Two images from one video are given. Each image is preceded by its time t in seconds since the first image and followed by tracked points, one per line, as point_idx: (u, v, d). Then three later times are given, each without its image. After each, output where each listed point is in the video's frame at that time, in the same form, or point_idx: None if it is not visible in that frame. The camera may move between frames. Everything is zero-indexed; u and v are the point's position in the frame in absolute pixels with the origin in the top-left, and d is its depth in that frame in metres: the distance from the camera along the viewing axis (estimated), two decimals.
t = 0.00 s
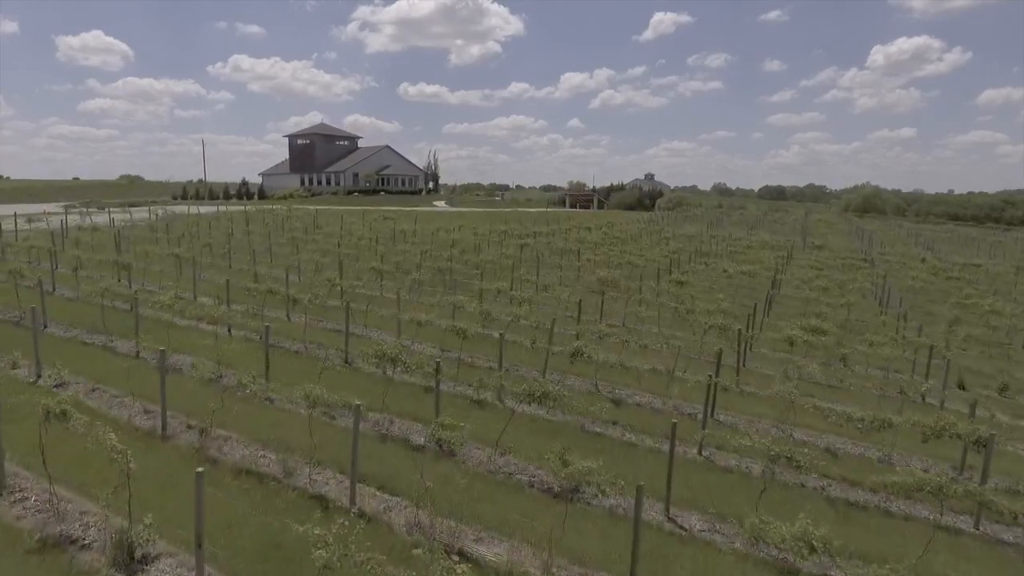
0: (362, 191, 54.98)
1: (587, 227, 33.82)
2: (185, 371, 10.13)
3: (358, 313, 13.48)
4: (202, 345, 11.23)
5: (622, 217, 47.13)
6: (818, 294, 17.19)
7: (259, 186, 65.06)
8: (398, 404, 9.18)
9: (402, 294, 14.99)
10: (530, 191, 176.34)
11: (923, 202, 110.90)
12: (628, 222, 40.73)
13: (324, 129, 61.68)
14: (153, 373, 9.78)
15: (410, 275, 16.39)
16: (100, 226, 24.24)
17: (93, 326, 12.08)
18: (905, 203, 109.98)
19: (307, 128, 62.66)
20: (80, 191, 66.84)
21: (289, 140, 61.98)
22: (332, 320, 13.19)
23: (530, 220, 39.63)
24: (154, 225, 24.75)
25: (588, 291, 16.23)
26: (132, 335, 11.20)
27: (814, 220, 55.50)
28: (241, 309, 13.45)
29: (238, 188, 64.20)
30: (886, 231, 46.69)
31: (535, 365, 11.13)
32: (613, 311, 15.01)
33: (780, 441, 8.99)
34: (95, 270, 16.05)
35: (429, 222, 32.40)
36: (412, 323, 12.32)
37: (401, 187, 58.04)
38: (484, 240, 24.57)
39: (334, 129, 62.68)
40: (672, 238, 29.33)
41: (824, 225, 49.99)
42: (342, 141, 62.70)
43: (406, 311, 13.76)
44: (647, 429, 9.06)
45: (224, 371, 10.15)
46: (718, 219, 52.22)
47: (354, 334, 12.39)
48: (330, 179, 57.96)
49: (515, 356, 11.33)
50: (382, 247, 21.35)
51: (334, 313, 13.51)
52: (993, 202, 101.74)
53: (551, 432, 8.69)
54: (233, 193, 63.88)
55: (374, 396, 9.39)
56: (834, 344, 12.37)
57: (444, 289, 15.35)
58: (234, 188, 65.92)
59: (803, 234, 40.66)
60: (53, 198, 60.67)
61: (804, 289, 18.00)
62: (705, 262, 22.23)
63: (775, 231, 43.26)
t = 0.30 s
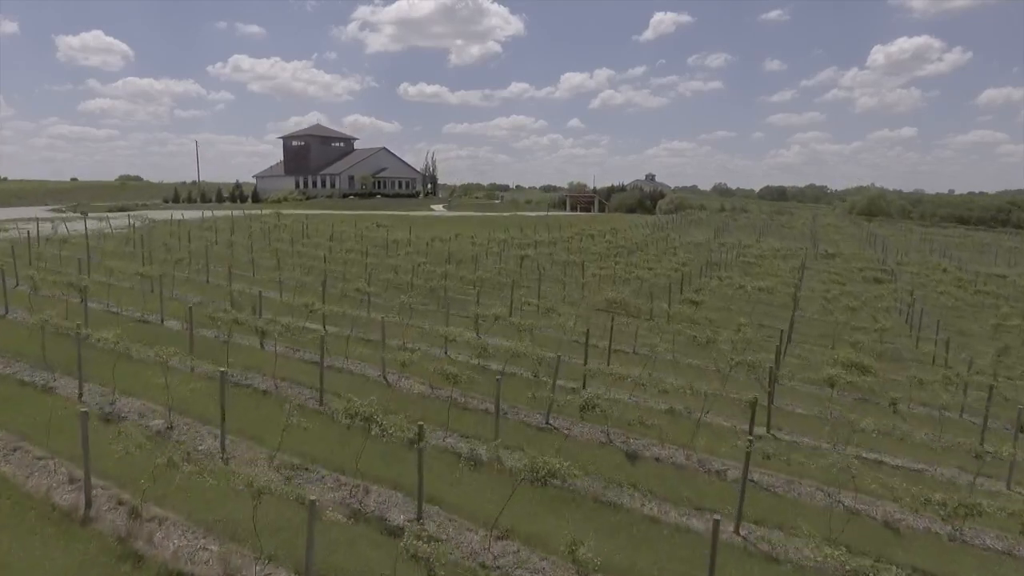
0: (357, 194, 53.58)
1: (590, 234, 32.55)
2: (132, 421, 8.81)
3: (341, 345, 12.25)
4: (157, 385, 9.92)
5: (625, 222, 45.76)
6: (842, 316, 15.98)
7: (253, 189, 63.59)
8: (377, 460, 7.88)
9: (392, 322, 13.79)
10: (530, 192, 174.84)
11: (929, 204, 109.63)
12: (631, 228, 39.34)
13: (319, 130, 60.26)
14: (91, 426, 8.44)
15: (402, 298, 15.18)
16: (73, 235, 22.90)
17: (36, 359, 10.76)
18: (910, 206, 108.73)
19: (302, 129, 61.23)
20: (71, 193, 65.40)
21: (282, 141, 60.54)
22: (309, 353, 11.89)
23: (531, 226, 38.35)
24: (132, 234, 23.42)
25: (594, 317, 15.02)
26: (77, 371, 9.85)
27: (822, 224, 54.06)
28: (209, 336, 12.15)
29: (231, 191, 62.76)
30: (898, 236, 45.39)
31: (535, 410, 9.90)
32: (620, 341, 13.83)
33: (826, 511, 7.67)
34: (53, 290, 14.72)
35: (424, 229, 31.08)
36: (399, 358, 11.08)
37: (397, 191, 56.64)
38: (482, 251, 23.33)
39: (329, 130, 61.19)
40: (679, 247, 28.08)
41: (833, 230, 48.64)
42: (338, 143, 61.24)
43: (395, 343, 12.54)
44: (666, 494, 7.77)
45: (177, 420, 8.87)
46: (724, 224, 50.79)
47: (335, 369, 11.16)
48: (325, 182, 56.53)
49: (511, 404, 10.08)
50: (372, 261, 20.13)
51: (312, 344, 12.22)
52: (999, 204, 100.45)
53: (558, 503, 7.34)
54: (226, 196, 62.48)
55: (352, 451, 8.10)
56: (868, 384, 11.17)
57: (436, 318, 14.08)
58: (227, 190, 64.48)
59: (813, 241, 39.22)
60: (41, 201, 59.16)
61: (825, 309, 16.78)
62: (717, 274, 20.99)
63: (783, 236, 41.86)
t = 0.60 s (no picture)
0: (352, 199, 52.22)
1: (593, 243, 31.20)
2: (54, 493, 7.37)
3: (316, 387, 10.94)
4: (93, 438, 8.47)
5: (628, 228, 44.36)
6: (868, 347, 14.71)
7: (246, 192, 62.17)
8: (344, 546, 6.53)
9: (376, 359, 12.50)
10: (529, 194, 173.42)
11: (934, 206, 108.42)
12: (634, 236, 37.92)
13: (314, 131, 58.81)
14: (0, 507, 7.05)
15: (389, 327, 13.89)
16: (42, 246, 21.50)
17: None
18: (915, 208, 107.57)
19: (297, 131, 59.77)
20: (59, 196, 63.91)
21: (276, 143, 59.10)
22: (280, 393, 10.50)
23: (531, 234, 37.02)
24: (106, 245, 22.05)
25: (599, 353, 13.78)
26: None
27: (829, 229, 52.68)
28: (166, 372, 10.80)
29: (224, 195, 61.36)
30: (910, 243, 44.03)
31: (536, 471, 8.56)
32: (628, 377, 12.57)
33: None
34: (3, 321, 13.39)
35: (420, 238, 29.82)
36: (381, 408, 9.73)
37: (394, 195, 55.23)
38: (479, 265, 22.09)
39: (324, 133, 59.82)
40: (686, 259, 26.78)
41: (842, 235, 47.28)
42: (333, 145, 59.78)
43: (377, 384, 11.25)
44: None
45: (110, 491, 7.45)
46: (729, 229, 49.41)
47: (307, 416, 9.85)
48: (319, 186, 55.16)
49: (509, 465, 8.79)
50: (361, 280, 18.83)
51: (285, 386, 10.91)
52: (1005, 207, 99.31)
53: None
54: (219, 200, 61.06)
55: (315, 534, 6.75)
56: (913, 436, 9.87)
57: (425, 356, 12.89)
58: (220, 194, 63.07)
59: (824, 249, 37.80)
60: (28, 204, 57.64)
61: (850, 337, 15.50)
62: (729, 292, 19.70)
63: (792, 244, 40.47)
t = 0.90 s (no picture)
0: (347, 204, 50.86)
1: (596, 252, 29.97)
2: None
3: (280, 436, 9.55)
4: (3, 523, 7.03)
5: (632, 235, 43.04)
6: (902, 387, 13.43)
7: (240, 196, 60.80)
8: None
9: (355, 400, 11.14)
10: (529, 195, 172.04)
11: (939, 209, 107.23)
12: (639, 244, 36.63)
13: (309, 133, 57.43)
14: None
15: (375, 363, 12.59)
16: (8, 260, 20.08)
17: None
18: (920, 211, 106.42)
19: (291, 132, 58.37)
20: (48, 199, 62.38)
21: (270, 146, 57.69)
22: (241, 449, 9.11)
23: (532, 243, 35.78)
24: (78, 258, 20.68)
25: (607, 393, 12.50)
26: None
27: (837, 233, 51.47)
28: (105, 422, 9.34)
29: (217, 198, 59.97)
30: (922, 249, 42.80)
31: (540, 558, 7.18)
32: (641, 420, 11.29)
33: None
34: None
35: (415, 249, 28.52)
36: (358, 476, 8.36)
37: (390, 199, 53.88)
38: (475, 284, 20.89)
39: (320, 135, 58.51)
40: (696, 272, 25.51)
41: (852, 241, 46.02)
42: (329, 147, 58.34)
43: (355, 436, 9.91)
44: None
45: None
46: (735, 235, 48.09)
47: (270, 479, 8.46)
48: (314, 190, 53.78)
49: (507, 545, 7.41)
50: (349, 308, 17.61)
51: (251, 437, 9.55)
52: (1011, 209, 98.49)
53: None
54: (211, 203, 59.61)
55: None
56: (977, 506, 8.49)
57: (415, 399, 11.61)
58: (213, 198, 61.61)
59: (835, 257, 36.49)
60: (14, 207, 56.12)
61: (881, 369, 14.23)
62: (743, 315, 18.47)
63: (801, 251, 39.14)
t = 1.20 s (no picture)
0: (342, 209, 49.39)
1: (599, 263, 28.63)
2: None
3: (238, 506, 8.17)
4: None
5: (635, 242, 41.70)
6: (943, 428, 12.12)
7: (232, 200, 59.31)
8: None
9: (331, 453, 9.80)
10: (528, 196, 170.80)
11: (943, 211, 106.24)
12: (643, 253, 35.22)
13: (303, 136, 55.90)
14: None
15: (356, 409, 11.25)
16: None
17: None
18: (924, 213, 105.41)
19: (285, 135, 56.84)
20: (35, 202, 60.77)
21: (263, 148, 56.17)
22: (190, 526, 7.79)
23: (533, 253, 34.39)
24: (44, 276, 19.27)
25: (616, 438, 11.18)
26: None
27: (845, 239, 50.17)
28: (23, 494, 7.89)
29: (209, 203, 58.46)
30: (935, 257, 41.58)
31: None
32: (655, 473, 9.95)
33: None
34: None
35: (408, 260, 27.17)
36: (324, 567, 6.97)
37: (386, 204, 52.37)
38: (471, 305, 19.59)
39: (314, 138, 56.94)
40: (705, 286, 24.18)
41: (861, 248, 44.80)
42: (324, 150, 56.80)
43: (328, 503, 8.55)
44: None
45: None
46: (741, 241, 46.72)
47: (217, 569, 7.08)
48: (307, 194, 52.30)
49: None
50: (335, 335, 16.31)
51: (202, 508, 8.16)
52: (1016, 213, 97.46)
53: None
54: (202, 207, 58.08)
55: None
56: None
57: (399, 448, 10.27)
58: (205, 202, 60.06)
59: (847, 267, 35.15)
60: None
61: (919, 406, 12.90)
62: (759, 340, 17.19)
63: (811, 259, 37.80)
